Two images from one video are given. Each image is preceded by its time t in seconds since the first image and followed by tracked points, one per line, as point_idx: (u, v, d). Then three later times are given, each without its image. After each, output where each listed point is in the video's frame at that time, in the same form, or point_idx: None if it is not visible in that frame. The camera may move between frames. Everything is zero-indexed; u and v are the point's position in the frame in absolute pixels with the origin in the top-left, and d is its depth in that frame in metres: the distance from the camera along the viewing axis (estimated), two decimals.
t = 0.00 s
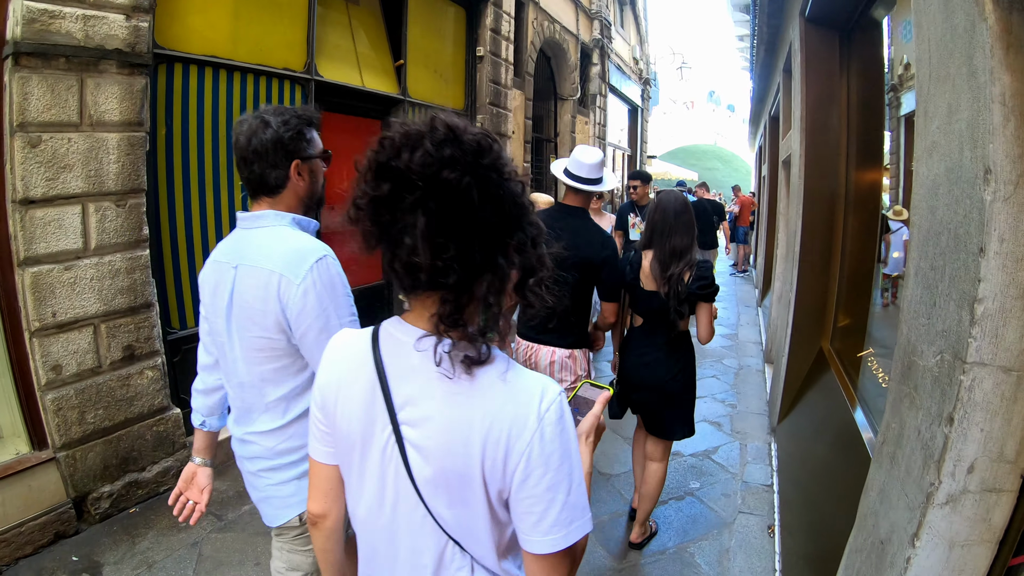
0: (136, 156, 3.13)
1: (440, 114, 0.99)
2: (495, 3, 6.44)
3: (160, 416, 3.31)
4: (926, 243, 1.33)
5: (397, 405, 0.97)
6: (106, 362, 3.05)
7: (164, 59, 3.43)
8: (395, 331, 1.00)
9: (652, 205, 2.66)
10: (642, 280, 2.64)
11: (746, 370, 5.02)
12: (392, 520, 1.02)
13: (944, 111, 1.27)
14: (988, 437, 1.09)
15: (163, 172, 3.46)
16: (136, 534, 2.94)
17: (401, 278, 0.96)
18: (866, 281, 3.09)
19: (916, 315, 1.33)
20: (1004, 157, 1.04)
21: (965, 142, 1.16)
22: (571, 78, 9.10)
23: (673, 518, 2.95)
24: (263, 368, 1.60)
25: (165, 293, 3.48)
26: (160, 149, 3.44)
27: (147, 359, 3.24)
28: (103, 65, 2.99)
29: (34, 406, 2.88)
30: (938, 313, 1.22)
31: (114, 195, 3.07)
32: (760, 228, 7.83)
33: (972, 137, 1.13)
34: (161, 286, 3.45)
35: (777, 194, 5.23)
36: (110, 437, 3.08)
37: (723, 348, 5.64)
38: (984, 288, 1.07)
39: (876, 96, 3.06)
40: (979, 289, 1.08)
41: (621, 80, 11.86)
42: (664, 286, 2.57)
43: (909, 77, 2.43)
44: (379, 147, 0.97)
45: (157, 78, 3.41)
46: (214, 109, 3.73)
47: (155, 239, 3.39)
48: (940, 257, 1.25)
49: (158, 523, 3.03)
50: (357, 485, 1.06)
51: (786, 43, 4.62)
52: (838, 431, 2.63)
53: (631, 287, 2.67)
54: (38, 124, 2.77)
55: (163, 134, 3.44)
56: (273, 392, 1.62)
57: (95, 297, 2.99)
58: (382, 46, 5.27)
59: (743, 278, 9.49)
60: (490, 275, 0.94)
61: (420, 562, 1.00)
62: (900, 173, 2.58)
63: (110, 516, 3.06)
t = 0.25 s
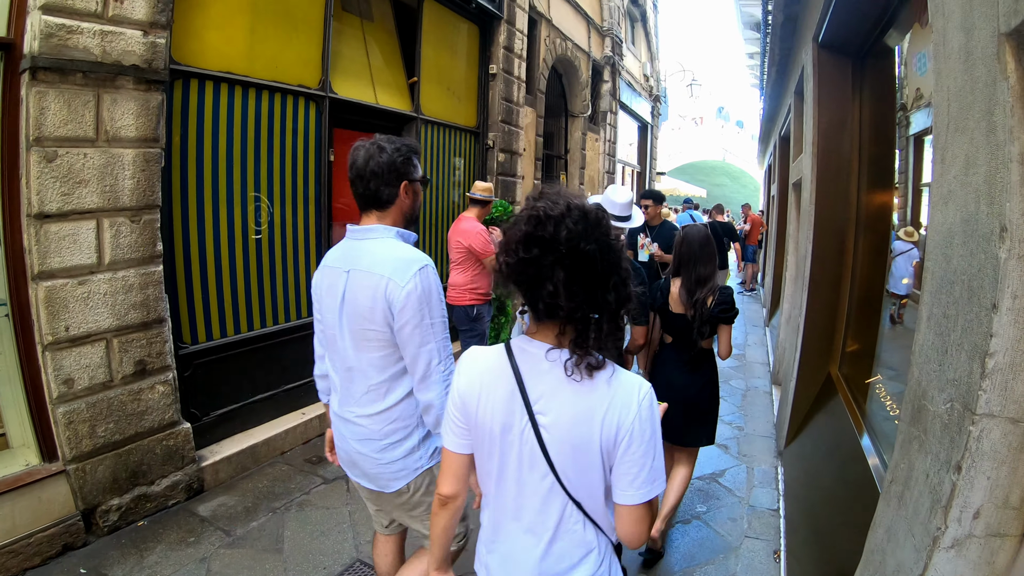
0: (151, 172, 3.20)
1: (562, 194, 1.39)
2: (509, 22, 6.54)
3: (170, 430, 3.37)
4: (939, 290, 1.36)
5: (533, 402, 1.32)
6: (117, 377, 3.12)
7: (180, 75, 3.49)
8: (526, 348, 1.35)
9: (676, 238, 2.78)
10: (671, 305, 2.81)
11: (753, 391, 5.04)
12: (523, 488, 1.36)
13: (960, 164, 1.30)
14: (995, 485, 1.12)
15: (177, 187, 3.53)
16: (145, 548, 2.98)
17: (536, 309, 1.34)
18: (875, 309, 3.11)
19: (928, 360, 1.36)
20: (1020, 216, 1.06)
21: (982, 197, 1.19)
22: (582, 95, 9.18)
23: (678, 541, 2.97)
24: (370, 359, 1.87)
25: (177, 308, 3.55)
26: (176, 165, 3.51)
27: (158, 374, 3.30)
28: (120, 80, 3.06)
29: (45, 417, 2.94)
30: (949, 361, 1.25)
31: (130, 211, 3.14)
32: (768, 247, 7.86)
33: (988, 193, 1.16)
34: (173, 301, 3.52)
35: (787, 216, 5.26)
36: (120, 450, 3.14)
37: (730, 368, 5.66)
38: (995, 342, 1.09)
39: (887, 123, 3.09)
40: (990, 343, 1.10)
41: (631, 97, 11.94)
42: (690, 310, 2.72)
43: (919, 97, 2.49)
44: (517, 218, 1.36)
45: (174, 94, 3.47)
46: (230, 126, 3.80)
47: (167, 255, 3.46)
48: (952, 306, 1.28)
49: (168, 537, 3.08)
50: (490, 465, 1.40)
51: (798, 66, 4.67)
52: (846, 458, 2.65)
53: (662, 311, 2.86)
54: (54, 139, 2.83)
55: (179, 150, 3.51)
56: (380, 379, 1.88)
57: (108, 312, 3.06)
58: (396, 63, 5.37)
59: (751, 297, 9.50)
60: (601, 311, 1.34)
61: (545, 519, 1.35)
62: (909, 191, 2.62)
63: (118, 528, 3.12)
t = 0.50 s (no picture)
0: (161, 183, 3.24)
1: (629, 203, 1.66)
2: (518, 33, 6.59)
3: (180, 439, 3.41)
4: (951, 310, 1.37)
5: (601, 378, 1.56)
6: (127, 387, 3.15)
7: (191, 86, 3.55)
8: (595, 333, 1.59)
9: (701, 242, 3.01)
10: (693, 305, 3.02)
11: (761, 402, 5.04)
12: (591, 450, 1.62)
13: (973, 187, 1.31)
14: (1004, 505, 1.13)
15: (188, 198, 3.58)
16: (154, 557, 3.02)
17: (609, 294, 1.59)
18: (883, 321, 3.11)
19: (939, 379, 1.37)
20: None
21: (994, 221, 1.20)
22: (589, 104, 9.22)
23: (686, 554, 2.97)
24: (445, 362, 2.10)
25: (187, 318, 3.59)
26: (187, 176, 3.56)
27: (167, 384, 3.34)
28: (131, 91, 3.11)
29: (54, 424, 3.00)
30: (959, 382, 1.26)
31: (140, 221, 3.18)
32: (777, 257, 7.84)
33: (1001, 217, 1.18)
34: (183, 310, 3.56)
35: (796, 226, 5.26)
36: (130, 459, 3.17)
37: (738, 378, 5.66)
38: (1006, 365, 1.10)
39: (897, 135, 3.10)
40: (1002, 366, 1.11)
41: (639, 106, 11.97)
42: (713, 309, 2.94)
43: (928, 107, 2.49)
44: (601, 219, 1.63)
45: (185, 105, 3.53)
46: (241, 137, 3.86)
47: (177, 266, 3.51)
48: (964, 327, 1.29)
49: (176, 546, 3.10)
50: (563, 430, 1.65)
51: (807, 77, 4.68)
52: (854, 471, 2.65)
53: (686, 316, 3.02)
54: (65, 150, 2.88)
55: (189, 162, 3.56)
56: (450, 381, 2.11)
57: (118, 322, 3.10)
58: (406, 74, 5.43)
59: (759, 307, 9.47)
60: (664, 296, 1.60)
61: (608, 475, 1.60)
62: (917, 200, 2.62)
63: (126, 537, 3.16)
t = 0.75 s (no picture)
0: (167, 187, 3.26)
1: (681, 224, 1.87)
2: (524, 39, 6.62)
3: (184, 443, 3.41)
4: (959, 313, 1.36)
5: (652, 368, 1.80)
6: (132, 390, 3.16)
7: (199, 90, 3.58)
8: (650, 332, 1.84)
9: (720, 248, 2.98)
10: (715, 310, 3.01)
11: (768, 409, 5.00)
12: (642, 430, 1.86)
13: (981, 189, 1.30)
14: (1015, 510, 1.11)
15: (195, 203, 3.60)
16: (156, 560, 3.01)
17: (661, 299, 1.82)
18: (890, 328, 3.09)
19: (947, 383, 1.36)
20: None
21: (1003, 222, 1.19)
22: (595, 111, 9.24)
23: (693, 561, 2.95)
24: (531, 352, 2.39)
25: (193, 321, 3.60)
26: (193, 181, 3.59)
27: (172, 388, 3.34)
28: (139, 95, 3.14)
29: (59, 427, 3.01)
30: (968, 385, 1.25)
31: (146, 225, 3.20)
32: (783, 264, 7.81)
33: (1009, 218, 1.17)
34: (189, 314, 3.57)
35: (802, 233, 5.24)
36: (134, 462, 3.18)
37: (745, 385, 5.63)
38: (1016, 368, 1.09)
39: (903, 140, 3.09)
40: (1011, 369, 1.10)
41: (645, 113, 11.99)
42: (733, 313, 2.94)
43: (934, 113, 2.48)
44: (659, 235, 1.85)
45: (192, 109, 3.55)
46: (248, 141, 3.88)
47: (183, 270, 3.53)
48: (972, 330, 1.28)
49: (180, 550, 3.10)
50: (617, 413, 1.90)
51: (813, 83, 4.68)
52: (861, 478, 2.62)
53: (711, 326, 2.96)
54: (72, 153, 2.90)
55: (196, 166, 3.59)
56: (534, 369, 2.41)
57: (124, 325, 3.11)
58: (412, 80, 5.46)
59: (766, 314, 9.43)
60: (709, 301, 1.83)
61: (655, 454, 1.85)
62: (924, 206, 2.61)
63: (130, 540, 3.16)
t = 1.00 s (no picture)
0: (172, 188, 3.27)
1: (721, 220, 2.20)
2: (529, 43, 6.64)
3: (187, 444, 3.41)
4: (966, 311, 1.34)
5: (697, 345, 2.15)
6: (135, 390, 3.17)
7: (204, 92, 3.59)
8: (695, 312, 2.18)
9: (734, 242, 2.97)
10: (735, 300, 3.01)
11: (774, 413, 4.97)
12: (689, 397, 2.19)
13: (987, 184, 1.29)
14: None
15: (199, 204, 3.61)
16: (158, 561, 3.01)
17: (706, 283, 2.16)
18: (897, 331, 3.06)
19: (954, 383, 1.34)
20: None
21: (1010, 217, 1.17)
22: (601, 115, 9.24)
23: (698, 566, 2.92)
24: (591, 338, 2.64)
25: (197, 323, 3.61)
26: (198, 183, 3.60)
27: (176, 388, 3.35)
28: (144, 96, 3.16)
29: (62, 427, 3.01)
30: (976, 384, 1.23)
31: (151, 225, 3.21)
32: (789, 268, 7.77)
33: (1016, 213, 1.15)
34: (193, 316, 3.58)
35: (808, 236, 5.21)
36: (137, 463, 3.18)
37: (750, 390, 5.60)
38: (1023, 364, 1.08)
39: (909, 142, 3.07)
40: (1019, 366, 1.08)
41: (651, 117, 11.98)
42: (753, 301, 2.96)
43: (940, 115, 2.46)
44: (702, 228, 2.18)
45: (197, 111, 3.57)
46: (253, 143, 3.89)
47: (188, 271, 3.53)
48: (980, 328, 1.26)
49: (182, 551, 3.09)
50: (665, 382, 2.25)
51: (819, 86, 4.66)
52: (868, 482, 2.59)
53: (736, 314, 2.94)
54: (77, 153, 2.92)
55: (201, 167, 3.60)
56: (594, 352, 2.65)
57: (128, 326, 3.12)
58: (418, 83, 5.48)
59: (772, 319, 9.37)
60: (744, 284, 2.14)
61: (699, 420, 2.18)
62: (930, 210, 2.59)
63: (132, 540, 3.16)
